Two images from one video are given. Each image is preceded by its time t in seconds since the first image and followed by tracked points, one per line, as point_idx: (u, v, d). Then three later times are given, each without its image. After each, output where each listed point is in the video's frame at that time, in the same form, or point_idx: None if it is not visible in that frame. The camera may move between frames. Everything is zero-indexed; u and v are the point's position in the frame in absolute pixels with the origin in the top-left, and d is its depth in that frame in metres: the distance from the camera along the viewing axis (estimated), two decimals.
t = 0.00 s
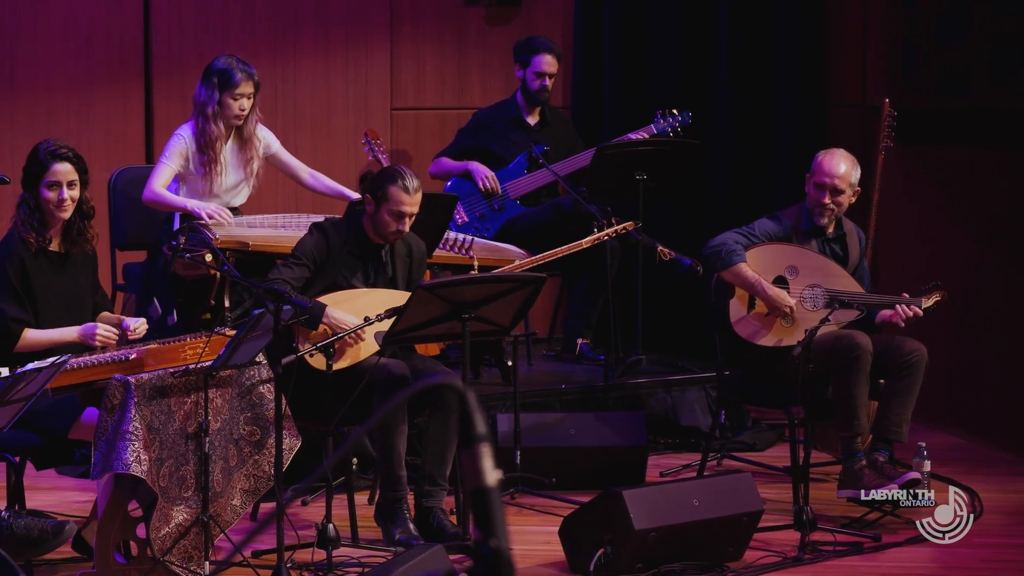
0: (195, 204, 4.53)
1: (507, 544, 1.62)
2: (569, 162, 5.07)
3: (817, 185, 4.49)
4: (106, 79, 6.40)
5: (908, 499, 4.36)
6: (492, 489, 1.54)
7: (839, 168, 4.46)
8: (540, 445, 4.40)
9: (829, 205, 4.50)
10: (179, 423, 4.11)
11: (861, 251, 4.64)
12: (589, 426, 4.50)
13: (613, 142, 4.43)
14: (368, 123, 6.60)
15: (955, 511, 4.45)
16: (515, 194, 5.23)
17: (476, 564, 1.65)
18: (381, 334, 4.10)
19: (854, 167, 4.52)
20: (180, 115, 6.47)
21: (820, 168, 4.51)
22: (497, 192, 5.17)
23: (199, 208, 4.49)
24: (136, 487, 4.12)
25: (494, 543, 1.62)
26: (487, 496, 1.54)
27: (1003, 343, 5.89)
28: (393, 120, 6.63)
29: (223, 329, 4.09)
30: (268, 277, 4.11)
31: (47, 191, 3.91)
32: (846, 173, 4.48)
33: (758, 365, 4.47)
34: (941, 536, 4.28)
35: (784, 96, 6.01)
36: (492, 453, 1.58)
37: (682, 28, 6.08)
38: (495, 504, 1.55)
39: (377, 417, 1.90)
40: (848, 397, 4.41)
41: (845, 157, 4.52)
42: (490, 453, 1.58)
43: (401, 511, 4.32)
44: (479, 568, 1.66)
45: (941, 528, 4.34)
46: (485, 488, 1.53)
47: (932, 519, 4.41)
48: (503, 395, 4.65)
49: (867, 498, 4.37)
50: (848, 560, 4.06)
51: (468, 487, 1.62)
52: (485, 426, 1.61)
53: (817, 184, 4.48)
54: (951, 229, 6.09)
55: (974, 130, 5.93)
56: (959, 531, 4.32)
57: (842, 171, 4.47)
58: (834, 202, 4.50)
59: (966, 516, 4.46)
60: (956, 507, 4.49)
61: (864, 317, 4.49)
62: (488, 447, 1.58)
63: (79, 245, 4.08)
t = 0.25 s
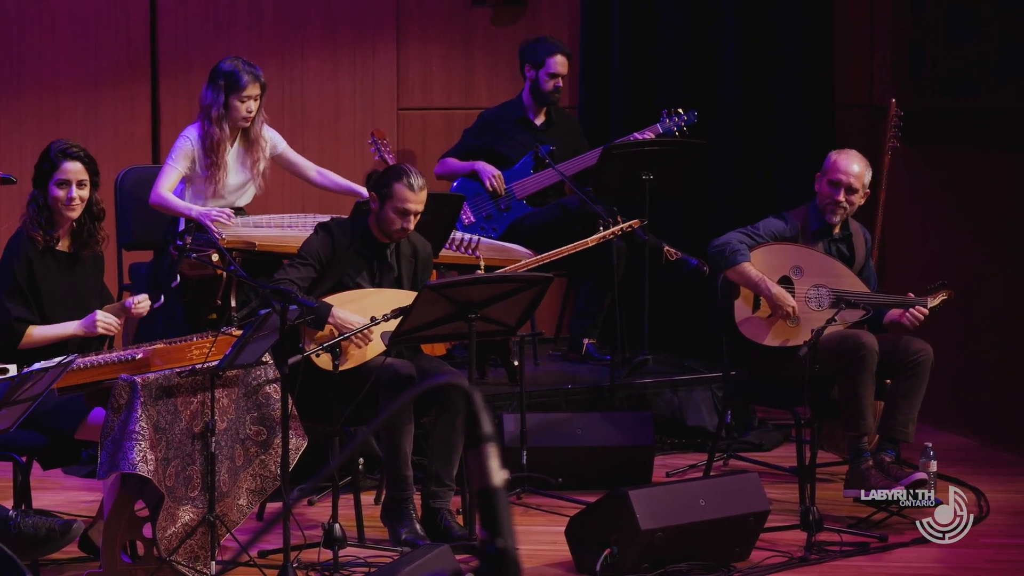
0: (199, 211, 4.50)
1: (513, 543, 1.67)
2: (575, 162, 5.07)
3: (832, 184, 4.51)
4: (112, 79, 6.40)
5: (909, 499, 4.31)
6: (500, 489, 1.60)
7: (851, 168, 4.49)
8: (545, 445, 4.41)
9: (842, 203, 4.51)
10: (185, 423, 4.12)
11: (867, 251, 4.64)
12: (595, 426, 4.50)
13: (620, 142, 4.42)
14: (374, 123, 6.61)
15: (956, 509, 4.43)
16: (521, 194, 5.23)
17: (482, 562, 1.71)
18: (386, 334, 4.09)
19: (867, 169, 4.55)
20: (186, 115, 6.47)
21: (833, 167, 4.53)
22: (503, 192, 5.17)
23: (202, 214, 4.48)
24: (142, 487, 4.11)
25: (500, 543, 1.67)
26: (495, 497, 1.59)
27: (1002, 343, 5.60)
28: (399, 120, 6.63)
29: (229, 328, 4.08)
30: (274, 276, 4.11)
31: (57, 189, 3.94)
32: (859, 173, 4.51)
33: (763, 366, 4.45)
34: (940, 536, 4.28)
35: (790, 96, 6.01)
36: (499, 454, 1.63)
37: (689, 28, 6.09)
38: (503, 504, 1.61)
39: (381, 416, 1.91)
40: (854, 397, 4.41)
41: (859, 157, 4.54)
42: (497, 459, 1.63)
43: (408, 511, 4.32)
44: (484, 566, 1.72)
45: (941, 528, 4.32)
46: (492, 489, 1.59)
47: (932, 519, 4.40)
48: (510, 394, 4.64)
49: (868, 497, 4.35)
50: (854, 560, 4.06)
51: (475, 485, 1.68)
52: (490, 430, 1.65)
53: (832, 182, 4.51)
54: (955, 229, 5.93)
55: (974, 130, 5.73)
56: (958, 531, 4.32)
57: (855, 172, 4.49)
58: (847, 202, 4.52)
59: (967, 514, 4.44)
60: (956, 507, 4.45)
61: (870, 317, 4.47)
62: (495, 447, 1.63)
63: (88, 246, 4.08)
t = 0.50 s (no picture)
0: (207, 212, 4.51)
1: (520, 543, 1.62)
2: (583, 162, 5.07)
3: (832, 185, 4.49)
4: (118, 80, 6.40)
5: (909, 499, 4.32)
6: (506, 490, 1.58)
7: (853, 169, 4.45)
8: (551, 444, 4.41)
9: (844, 205, 4.49)
10: (192, 423, 4.11)
11: (875, 252, 4.64)
12: (601, 426, 4.50)
13: (628, 142, 4.43)
14: (381, 123, 6.61)
15: (956, 508, 4.42)
16: (528, 194, 5.23)
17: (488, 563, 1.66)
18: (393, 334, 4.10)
19: (870, 168, 4.51)
20: (192, 116, 6.48)
21: (835, 167, 4.50)
22: (510, 190, 5.16)
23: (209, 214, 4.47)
24: (149, 487, 4.13)
25: (508, 543, 1.62)
26: (501, 497, 1.57)
27: (1004, 343, 5.61)
28: (406, 120, 6.63)
29: (234, 329, 4.09)
30: (281, 276, 4.12)
31: (72, 191, 3.89)
32: (861, 173, 4.47)
33: (771, 365, 4.48)
34: (940, 536, 4.27)
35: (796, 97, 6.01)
36: (507, 455, 1.62)
37: (696, 29, 6.09)
38: (509, 504, 1.59)
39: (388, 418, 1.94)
40: (860, 398, 4.40)
41: (861, 157, 4.50)
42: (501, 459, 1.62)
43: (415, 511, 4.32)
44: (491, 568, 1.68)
45: (940, 527, 4.32)
46: (500, 489, 1.57)
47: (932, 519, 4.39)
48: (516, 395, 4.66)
49: (868, 497, 4.40)
50: (860, 561, 4.06)
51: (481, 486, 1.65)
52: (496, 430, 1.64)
53: (832, 184, 4.48)
54: (961, 229, 5.92)
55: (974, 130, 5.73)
56: (958, 531, 4.31)
57: (856, 172, 4.45)
58: (848, 202, 4.49)
59: (967, 514, 4.43)
60: (957, 507, 4.44)
61: (877, 317, 4.49)
62: (502, 448, 1.62)
63: (96, 248, 4.07)
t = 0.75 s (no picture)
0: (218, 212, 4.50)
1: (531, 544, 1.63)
2: (593, 163, 5.07)
3: (849, 186, 4.50)
4: (127, 80, 6.41)
5: (909, 500, 4.34)
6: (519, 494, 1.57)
7: (869, 170, 4.47)
8: (561, 445, 4.41)
9: (858, 206, 4.50)
10: (201, 423, 4.13)
11: (884, 253, 4.63)
12: (611, 427, 4.50)
13: (637, 143, 4.44)
14: (390, 123, 6.60)
15: (956, 507, 4.40)
16: (538, 194, 5.23)
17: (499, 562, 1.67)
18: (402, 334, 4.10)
19: (884, 171, 4.53)
20: (202, 116, 6.48)
21: (851, 169, 4.52)
22: (520, 190, 5.17)
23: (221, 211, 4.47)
24: (158, 487, 4.13)
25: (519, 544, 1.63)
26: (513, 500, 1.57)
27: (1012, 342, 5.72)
28: (416, 121, 6.63)
29: (245, 329, 4.11)
30: (292, 277, 4.12)
31: (87, 194, 3.92)
32: (876, 176, 4.49)
33: (781, 365, 4.47)
34: (940, 536, 4.26)
35: (806, 98, 6.00)
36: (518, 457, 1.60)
37: (707, 29, 6.09)
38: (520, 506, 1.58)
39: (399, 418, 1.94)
40: (870, 397, 4.40)
41: (876, 159, 4.53)
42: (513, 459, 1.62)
43: (424, 511, 4.34)
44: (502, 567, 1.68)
45: (940, 527, 4.31)
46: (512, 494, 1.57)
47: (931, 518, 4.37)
48: (526, 395, 4.65)
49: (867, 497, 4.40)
50: (869, 561, 4.05)
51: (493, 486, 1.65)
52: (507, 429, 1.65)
53: (849, 185, 4.49)
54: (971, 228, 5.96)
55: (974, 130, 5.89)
56: (958, 531, 4.29)
57: (872, 174, 4.48)
58: (863, 205, 4.50)
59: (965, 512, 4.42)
60: (956, 506, 4.42)
61: (886, 317, 4.48)
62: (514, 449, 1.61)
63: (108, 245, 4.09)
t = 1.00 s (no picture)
0: (226, 207, 4.51)
1: (540, 544, 1.64)
2: (602, 163, 5.06)
3: (851, 186, 4.50)
4: (138, 80, 6.40)
5: (909, 499, 4.37)
6: (527, 490, 1.59)
7: (873, 169, 4.47)
8: (571, 445, 4.40)
9: (863, 205, 4.50)
10: (211, 423, 4.13)
11: (894, 253, 4.64)
12: (621, 427, 4.49)
13: (647, 143, 4.43)
14: (400, 123, 6.60)
15: (956, 507, 4.35)
16: (548, 195, 5.24)
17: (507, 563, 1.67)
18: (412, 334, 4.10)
19: (888, 168, 4.54)
20: (213, 116, 6.49)
21: (853, 168, 4.52)
22: (531, 192, 5.17)
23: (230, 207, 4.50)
24: (168, 487, 4.13)
25: (528, 544, 1.64)
26: (522, 498, 1.58)
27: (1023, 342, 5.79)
28: (426, 121, 6.63)
29: (257, 329, 4.11)
30: (301, 276, 4.12)
31: (103, 195, 3.94)
32: (880, 174, 4.49)
33: (791, 365, 4.47)
34: (940, 536, 4.23)
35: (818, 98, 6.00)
36: (525, 454, 1.64)
37: (717, 29, 6.09)
38: (529, 506, 1.59)
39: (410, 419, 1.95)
40: (881, 396, 4.40)
41: (879, 157, 4.53)
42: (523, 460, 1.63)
43: (434, 511, 4.35)
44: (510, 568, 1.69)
45: (940, 527, 4.27)
46: (520, 490, 1.58)
47: (931, 518, 4.34)
48: (535, 395, 4.65)
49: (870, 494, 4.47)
50: (880, 562, 4.04)
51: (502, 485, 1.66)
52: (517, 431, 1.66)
53: (852, 184, 4.49)
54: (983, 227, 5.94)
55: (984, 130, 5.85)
56: (957, 530, 4.25)
57: (875, 172, 4.48)
58: (869, 202, 4.49)
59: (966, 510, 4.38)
60: (957, 505, 4.35)
61: (897, 318, 4.48)
62: (521, 447, 1.65)
63: (117, 247, 4.08)
